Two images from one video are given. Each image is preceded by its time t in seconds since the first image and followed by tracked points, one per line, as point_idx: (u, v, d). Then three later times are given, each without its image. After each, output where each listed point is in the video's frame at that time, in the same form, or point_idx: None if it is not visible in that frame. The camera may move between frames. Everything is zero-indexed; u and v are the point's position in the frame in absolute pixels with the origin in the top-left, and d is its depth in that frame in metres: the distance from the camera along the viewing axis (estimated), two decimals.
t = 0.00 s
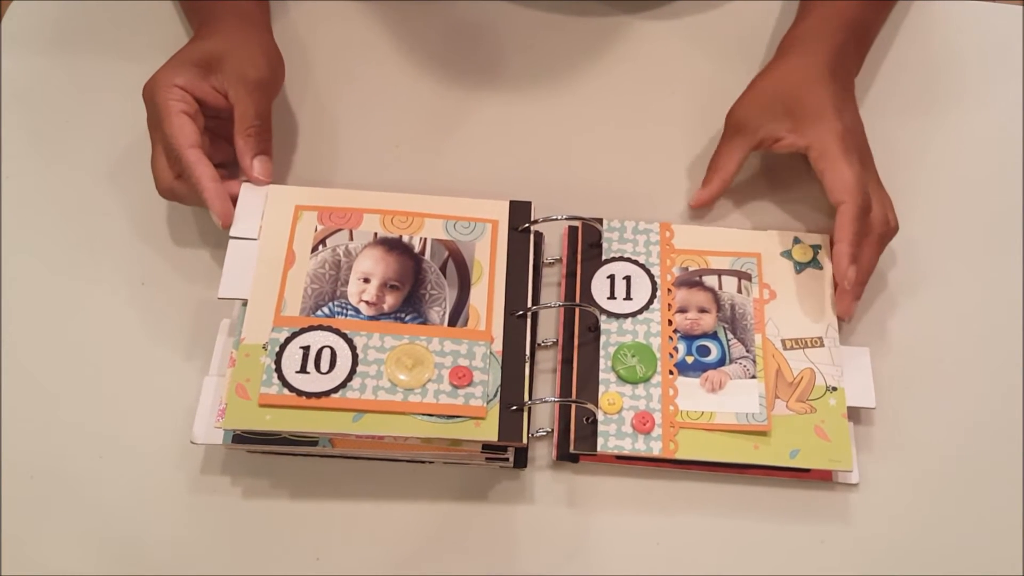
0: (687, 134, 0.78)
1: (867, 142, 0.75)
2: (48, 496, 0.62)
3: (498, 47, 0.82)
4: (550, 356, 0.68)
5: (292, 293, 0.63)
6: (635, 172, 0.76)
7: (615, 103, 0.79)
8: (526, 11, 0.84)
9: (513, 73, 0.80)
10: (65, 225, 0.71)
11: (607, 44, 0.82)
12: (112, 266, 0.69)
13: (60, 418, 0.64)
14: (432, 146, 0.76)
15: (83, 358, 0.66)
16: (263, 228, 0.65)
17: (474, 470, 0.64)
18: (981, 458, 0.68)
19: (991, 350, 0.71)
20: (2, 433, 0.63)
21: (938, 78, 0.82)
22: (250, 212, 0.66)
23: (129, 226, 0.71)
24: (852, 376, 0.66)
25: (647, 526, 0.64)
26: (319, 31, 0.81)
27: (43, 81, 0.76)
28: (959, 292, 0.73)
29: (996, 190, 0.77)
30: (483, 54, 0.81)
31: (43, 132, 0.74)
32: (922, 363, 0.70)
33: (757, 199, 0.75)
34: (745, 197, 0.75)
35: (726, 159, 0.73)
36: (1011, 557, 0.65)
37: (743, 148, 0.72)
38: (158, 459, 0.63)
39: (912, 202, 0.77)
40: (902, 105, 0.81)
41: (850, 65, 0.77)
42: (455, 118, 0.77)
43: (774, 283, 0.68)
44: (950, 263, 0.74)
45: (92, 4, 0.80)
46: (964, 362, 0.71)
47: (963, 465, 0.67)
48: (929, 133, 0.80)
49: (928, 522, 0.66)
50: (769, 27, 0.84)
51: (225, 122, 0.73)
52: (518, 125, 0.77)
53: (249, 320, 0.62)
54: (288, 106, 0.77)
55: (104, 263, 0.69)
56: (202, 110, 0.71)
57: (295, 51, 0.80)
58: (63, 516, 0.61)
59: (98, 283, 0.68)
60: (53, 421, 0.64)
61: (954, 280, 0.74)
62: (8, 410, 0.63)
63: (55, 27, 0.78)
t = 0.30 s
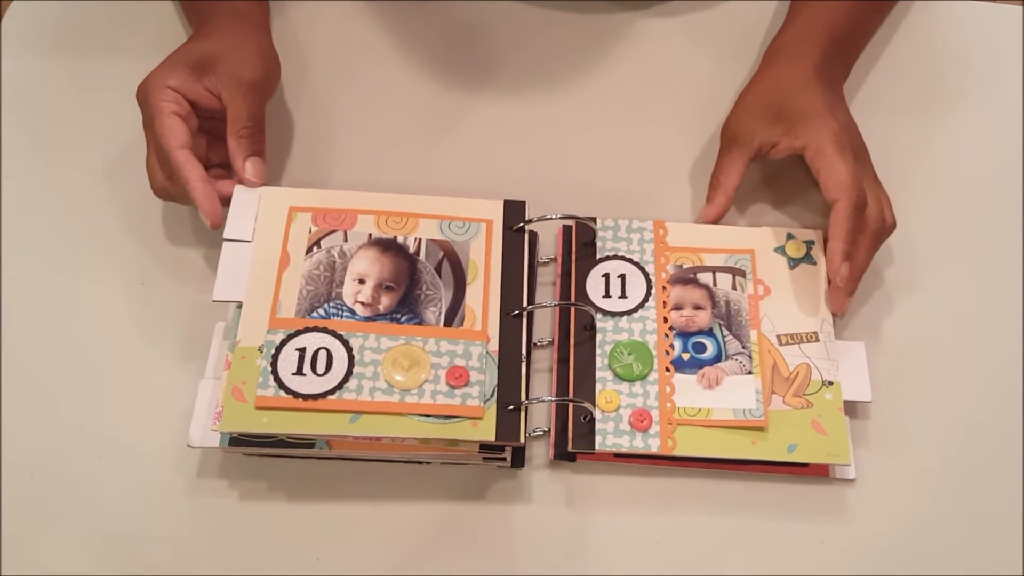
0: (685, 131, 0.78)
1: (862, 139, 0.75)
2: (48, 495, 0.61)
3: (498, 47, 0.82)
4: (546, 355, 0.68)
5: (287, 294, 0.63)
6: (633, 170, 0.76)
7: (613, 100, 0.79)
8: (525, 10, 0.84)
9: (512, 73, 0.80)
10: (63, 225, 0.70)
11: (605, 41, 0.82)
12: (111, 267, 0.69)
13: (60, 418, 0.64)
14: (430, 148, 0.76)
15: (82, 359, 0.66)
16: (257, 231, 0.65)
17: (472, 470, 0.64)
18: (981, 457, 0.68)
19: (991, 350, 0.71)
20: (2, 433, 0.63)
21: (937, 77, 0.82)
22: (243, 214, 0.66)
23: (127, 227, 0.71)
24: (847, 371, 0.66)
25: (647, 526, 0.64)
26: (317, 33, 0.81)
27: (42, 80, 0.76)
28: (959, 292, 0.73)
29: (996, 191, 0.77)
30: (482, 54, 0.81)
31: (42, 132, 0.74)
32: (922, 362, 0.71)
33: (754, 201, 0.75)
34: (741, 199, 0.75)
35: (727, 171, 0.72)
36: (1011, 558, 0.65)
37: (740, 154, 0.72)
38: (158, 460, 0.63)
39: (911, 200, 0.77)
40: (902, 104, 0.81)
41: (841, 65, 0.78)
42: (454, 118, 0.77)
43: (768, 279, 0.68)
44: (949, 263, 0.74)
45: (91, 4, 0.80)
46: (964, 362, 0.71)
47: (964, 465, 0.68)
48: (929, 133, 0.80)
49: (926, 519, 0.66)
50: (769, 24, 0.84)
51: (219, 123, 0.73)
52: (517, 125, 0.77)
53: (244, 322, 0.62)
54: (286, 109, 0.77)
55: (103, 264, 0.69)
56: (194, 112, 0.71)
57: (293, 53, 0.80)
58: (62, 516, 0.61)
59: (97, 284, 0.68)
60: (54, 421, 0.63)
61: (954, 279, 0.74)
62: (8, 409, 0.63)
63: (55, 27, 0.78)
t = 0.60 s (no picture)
0: (684, 131, 0.78)
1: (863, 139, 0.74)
2: (49, 494, 0.62)
3: (498, 46, 0.81)
4: (545, 355, 0.68)
5: (286, 294, 0.63)
6: (632, 170, 0.76)
7: (614, 99, 0.79)
8: (525, 9, 0.84)
9: (512, 73, 0.80)
10: (63, 225, 0.70)
11: (605, 41, 0.82)
12: (111, 267, 0.69)
13: (60, 418, 0.64)
14: (429, 148, 0.76)
15: (82, 358, 0.66)
16: (256, 231, 0.65)
17: (471, 470, 0.64)
18: (981, 457, 0.68)
19: (991, 350, 0.71)
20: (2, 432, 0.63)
21: (938, 77, 0.82)
22: (241, 214, 0.66)
23: (127, 227, 0.71)
24: (846, 371, 0.66)
25: (647, 526, 0.64)
26: (317, 33, 0.81)
27: (41, 80, 0.76)
28: (959, 292, 0.73)
29: (997, 191, 0.77)
30: (482, 53, 0.81)
31: (42, 131, 0.74)
32: (922, 362, 0.71)
33: (755, 202, 0.75)
34: (742, 200, 0.75)
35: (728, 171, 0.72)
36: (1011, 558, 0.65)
37: (740, 155, 0.72)
38: (158, 460, 0.63)
39: (911, 200, 0.77)
40: (902, 104, 0.81)
41: (841, 64, 0.78)
42: (453, 118, 0.77)
43: (768, 279, 0.68)
44: (950, 263, 0.74)
45: (91, 4, 0.80)
46: (964, 362, 0.71)
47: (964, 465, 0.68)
48: (930, 133, 0.80)
49: (926, 519, 0.66)
50: (770, 23, 0.84)
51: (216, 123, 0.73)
52: (517, 124, 0.77)
53: (243, 323, 0.62)
54: (286, 109, 0.77)
55: (103, 264, 0.69)
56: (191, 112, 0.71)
57: (292, 53, 0.80)
58: (62, 515, 0.61)
59: (97, 283, 0.68)
60: (53, 421, 0.63)
61: (954, 279, 0.74)
62: (8, 406, 0.63)
63: (56, 26, 0.78)
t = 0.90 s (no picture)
0: (684, 131, 0.78)
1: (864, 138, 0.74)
2: (49, 495, 0.62)
3: (497, 46, 0.81)
4: (545, 356, 0.68)
5: (286, 295, 0.63)
6: (632, 170, 0.76)
7: (614, 99, 0.79)
8: (524, 9, 0.84)
9: (511, 72, 0.80)
10: (63, 224, 0.70)
11: (605, 40, 0.82)
12: (111, 267, 0.69)
13: (60, 418, 0.64)
14: (428, 147, 0.76)
15: (83, 358, 0.66)
16: (256, 230, 0.65)
17: (471, 470, 0.64)
18: (981, 458, 0.68)
19: (992, 350, 0.71)
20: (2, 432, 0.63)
21: (939, 76, 0.82)
22: (241, 214, 0.66)
23: (127, 227, 0.71)
24: (846, 372, 0.66)
25: (646, 527, 0.64)
26: (316, 32, 0.81)
27: (41, 80, 0.76)
28: (960, 292, 0.73)
29: (998, 190, 0.77)
30: (481, 53, 0.81)
31: (42, 131, 0.74)
32: (922, 362, 0.70)
33: (758, 203, 0.75)
34: (743, 200, 0.75)
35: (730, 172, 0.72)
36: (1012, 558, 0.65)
37: (741, 155, 0.72)
38: (158, 460, 0.63)
39: (912, 200, 0.76)
40: (903, 104, 0.81)
41: (841, 64, 0.77)
42: (452, 117, 0.77)
43: (769, 281, 0.67)
44: (950, 262, 0.74)
45: (90, 4, 0.80)
46: (964, 362, 0.71)
47: (964, 465, 0.67)
48: (930, 132, 0.79)
49: (926, 519, 0.66)
50: (771, 23, 0.84)
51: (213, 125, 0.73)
52: (516, 124, 0.77)
53: (243, 323, 0.62)
54: (286, 109, 0.77)
55: (102, 264, 0.69)
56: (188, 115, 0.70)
57: (291, 52, 0.80)
58: (63, 515, 0.61)
59: (97, 283, 0.68)
60: (53, 421, 0.64)
61: (954, 280, 0.73)
62: (8, 405, 0.63)
63: (54, 26, 0.78)
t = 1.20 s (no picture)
0: (684, 133, 0.78)
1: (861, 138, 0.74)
2: (47, 494, 0.61)
3: (497, 47, 0.82)
4: (544, 356, 0.68)
5: (285, 293, 0.63)
6: (632, 172, 0.76)
7: (614, 103, 0.79)
8: (525, 11, 0.84)
9: (512, 73, 0.80)
10: (65, 223, 0.71)
11: (605, 43, 0.82)
12: (112, 266, 0.69)
13: (59, 417, 0.64)
14: (429, 146, 0.76)
15: (82, 357, 0.66)
16: (258, 229, 0.65)
17: (470, 470, 0.64)
18: (981, 457, 0.68)
19: (992, 350, 0.71)
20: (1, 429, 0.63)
21: (938, 77, 0.82)
22: (242, 213, 0.66)
23: (128, 226, 0.71)
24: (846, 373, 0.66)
25: (647, 527, 0.64)
26: (317, 32, 0.81)
27: (42, 80, 0.76)
28: (959, 292, 0.73)
29: (996, 190, 0.78)
30: (482, 53, 0.81)
31: (44, 131, 0.74)
32: (922, 363, 0.70)
33: (756, 204, 0.75)
34: (742, 202, 0.75)
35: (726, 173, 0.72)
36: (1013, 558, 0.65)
37: (738, 156, 0.72)
38: (158, 459, 0.63)
39: (911, 201, 0.77)
40: (901, 105, 0.81)
41: (839, 66, 0.78)
42: (453, 117, 0.77)
43: (768, 282, 0.67)
44: (949, 262, 0.74)
45: (92, 4, 0.80)
46: (964, 362, 0.71)
47: (964, 464, 0.67)
48: (929, 133, 0.80)
49: (927, 520, 0.66)
50: (769, 26, 0.84)
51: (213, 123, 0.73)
52: (517, 125, 0.77)
53: (243, 321, 0.62)
54: (287, 107, 0.77)
55: (103, 263, 0.69)
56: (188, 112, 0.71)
57: (292, 51, 0.80)
58: (61, 516, 0.61)
59: (98, 282, 0.68)
60: (51, 420, 0.63)
61: (954, 280, 0.74)
62: (6, 404, 0.63)
63: (55, 27, 0.79)
